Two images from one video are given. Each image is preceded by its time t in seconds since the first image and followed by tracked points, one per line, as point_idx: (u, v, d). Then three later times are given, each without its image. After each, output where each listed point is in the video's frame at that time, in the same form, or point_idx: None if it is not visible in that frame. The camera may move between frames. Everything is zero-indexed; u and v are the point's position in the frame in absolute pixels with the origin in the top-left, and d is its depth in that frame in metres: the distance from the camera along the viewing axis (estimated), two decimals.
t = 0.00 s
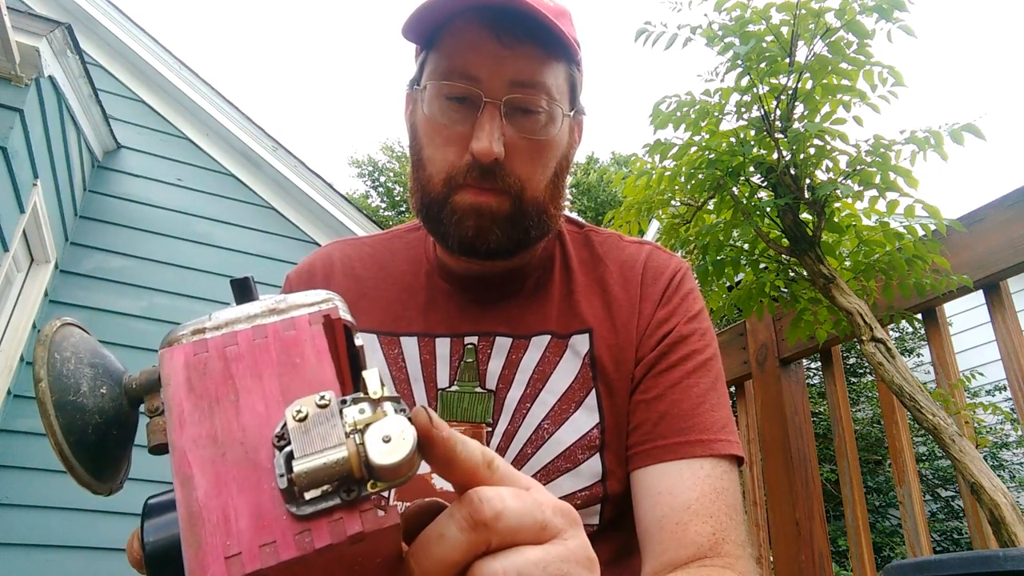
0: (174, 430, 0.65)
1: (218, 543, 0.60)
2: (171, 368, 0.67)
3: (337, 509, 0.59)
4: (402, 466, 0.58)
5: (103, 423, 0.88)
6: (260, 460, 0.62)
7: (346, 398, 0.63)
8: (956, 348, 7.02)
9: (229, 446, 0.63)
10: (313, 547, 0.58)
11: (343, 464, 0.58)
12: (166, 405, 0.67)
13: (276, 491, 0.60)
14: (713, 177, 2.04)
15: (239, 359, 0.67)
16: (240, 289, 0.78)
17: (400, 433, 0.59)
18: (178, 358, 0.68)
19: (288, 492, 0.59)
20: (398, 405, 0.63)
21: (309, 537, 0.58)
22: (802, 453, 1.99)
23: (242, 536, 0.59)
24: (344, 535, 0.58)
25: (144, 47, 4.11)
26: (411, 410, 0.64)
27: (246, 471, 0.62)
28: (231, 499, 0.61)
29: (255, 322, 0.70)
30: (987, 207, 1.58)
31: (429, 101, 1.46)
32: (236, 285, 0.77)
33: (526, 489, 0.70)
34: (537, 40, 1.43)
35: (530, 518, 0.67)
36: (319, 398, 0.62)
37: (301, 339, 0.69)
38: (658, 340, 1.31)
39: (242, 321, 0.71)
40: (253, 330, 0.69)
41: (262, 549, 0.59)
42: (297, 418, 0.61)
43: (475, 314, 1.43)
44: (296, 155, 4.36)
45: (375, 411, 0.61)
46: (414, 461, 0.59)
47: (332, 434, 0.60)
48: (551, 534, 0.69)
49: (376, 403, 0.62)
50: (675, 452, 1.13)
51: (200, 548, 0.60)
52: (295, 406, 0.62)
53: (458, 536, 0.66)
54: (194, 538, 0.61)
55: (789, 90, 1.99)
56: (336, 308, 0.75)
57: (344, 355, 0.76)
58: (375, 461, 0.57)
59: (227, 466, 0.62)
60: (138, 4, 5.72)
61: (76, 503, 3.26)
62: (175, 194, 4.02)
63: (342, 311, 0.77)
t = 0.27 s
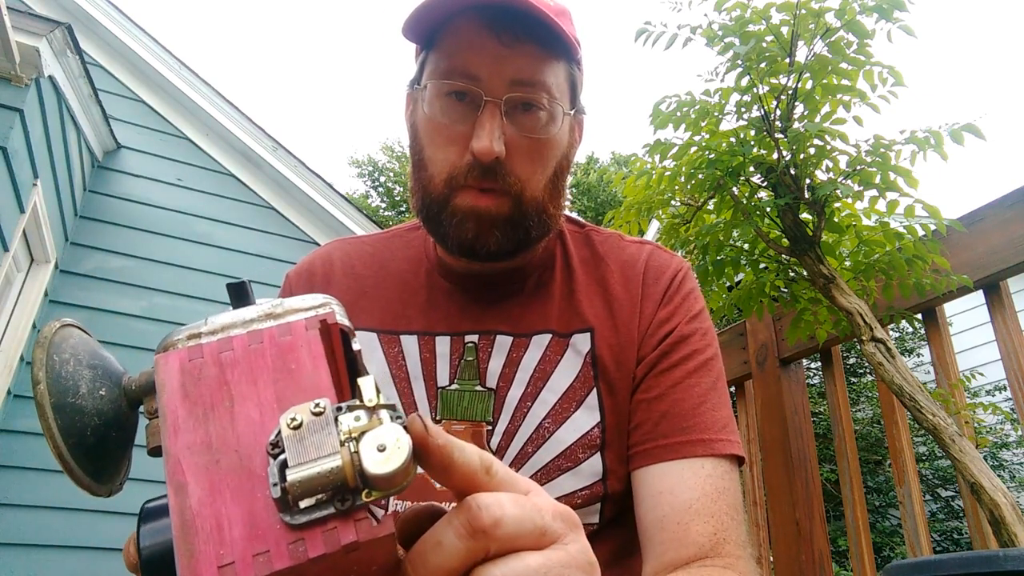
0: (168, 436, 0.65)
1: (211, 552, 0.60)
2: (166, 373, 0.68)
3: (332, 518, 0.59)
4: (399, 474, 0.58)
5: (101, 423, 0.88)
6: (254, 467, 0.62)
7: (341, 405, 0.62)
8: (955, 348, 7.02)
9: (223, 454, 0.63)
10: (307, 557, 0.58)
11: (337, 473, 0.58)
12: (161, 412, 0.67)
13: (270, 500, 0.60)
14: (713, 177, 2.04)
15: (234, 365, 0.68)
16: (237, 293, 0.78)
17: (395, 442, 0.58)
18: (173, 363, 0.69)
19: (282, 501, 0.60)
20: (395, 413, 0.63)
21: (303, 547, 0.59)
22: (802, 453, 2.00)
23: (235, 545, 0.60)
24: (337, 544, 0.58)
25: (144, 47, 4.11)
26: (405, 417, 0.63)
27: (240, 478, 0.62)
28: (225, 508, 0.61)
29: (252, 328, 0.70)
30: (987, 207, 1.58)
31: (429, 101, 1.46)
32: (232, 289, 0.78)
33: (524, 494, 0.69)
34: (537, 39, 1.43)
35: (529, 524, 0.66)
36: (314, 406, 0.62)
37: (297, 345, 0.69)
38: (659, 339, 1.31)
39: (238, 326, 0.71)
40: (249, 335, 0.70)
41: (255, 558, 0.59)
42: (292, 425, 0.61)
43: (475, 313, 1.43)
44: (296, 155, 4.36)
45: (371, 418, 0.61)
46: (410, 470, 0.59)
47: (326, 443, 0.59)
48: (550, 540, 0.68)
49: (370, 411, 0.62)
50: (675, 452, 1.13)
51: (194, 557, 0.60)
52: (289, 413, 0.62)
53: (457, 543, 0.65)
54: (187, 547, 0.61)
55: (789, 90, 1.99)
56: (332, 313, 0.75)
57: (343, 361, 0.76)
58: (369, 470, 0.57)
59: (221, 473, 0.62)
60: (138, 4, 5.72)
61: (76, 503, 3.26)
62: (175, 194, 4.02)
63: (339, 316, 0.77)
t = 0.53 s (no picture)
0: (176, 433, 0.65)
1: (213, 551, 0.60)
2: (176, 371, 0.68)
3: (335, 521, 0.59)
4: (432, 484, 0.58)
5: (111, 418, 0.88)
6: (260, 468, 0.62)
7: (348, 407, 0.62)
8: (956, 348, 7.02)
9: (229, 452, 0.63)
10: (308, 559, 0.58)
11: (342, 477, 0.57)
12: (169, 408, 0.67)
13: (275, 499, 0.60)
14: (713, 177, 2.04)
15: (244, 364, 0.68)
16: (249, 294, 0.78)
17: (401, 447, 0.58)
18: (182, 361, 0.68)
19: (285, 502, 0.59)
20: (399, 417, 0.61)
21: (305, 549, 0.58)
22: (802, 453, 2.00)
23: (238, 544, 0.60)
24: (340, 547, 0.58)
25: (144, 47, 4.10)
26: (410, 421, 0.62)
27: (246, 477, 0.62)
28: (229, 506, 0.61)
29: (263, 328, 0.70)
30: (987, 207, 1.58)
31: (424, 102, 1.46)
32: (245, 289, 0.77)
33: (553, 505, 0.70)
34: (530, 38, 1.43)
35: (559, 542, 0.68)
36: (321, 408, 0.61)
37: (306, 346, 0.69)
38: (658, 339, 1.31)
39: (250, 326, 0.71)
40: (259, 335, 0.70)
41: (257, 558, 0.59)
42: (299, 429, 0.60)
43: (473, 311, 1.43)
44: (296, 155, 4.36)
45: (378, 423, 0.60)
46: (439, 474, 0.60)
47: (332, 446, 0.59)
48: (580, 555, 0.69)
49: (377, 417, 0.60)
50: (675, 452, 1.13)
51: (196, 555, 0.60)
52: (296, 414, 0.62)
53: (480, 561, 0.66)
54: (189, 544, 0.61)
55: (789, 90, 1.99)
56: (342, 314, 0.75)
57: (351, 362, 0.77)
58: (374, 474, 0.56)
59: (227, 471, 0.62)
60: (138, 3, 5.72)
61: (77, 503, 3.26)
62: (175, 194, 4.02)
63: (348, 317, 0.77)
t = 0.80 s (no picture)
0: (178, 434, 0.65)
1: (213, 552, 0.60)
2: (178, 372, 0.68)
3: (335, 525, 0.59)
4: (438, 424, 0.63)
5: (114, 418, 0.88)
6: (260, 470, 0.62)
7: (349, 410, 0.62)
8: (956, 348, 7.02)
9: (230, 455, 0.63)
10: (308, 562, 0.58)
11: (343, 481, 0.58)
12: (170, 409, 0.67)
13: (274, 503, 0.60)
14: (713, 177, 2.04)
15: (245, 366, 0.67)
16: (253, 295, 0.78)
17: (402, 451, 0.58)
18: (185, 361, 0.68)
19: (285, 504, 0.59)
20: (401, 419, 0.62)
21: (304, 552, 0.58)
22: (803, 453, 2.00)
23: (237, 547, 0.60)
24: (339, 551, 0.58)
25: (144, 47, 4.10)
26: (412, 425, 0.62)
27: (246, 480, 0.62)
28: (229, 509, 0.61)
29: (266, 329, 0.70)
30: (987, 207, 1.57)
31: (418, 101, 1.46)
32: (249, 290, 0.77)
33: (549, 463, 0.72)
34: (524, 35, 1.43)
35: (555, 494, 0.69)
36: (322, 411, 0.61)
37: (308, 348, 0.69)
38: (657, 339, 1.31)
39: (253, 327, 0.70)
40: (261, 336, 0.69)
41: (256, 561, 0.59)
42: (298, 429, 0.60)
43: (470, 312, 1.43)
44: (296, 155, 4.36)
45: (380, 426, 0.60)
46: (444, 421, 0.64)
47: (333, 449, 0.59)
48: (574, 509, 0.71)
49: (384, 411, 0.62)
50: (676, 453, 1.13)
51: (195, 556, 0.60)
52: (298, 416, 0.62)
53: (481, 504, 0.66)
54: (189, 546, 0.61)
55: (789, 90, 1.99)
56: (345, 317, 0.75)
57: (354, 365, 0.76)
58: (374, 478, 0.57)
59: (228, 473, 0.62)
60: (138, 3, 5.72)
61: (77, 503, 3.26)
62: (175, 194, 4.02)
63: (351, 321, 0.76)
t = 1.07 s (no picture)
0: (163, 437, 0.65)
1: (199, 556, 0.60)
2: (164, 374, 0.68)
3: (321, 526, 0.59)
4: (415, 403, 0.64)
5: (108, 420, 0.88)
6: (246, 473, 0.62)
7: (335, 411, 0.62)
8: (956, 348, 7.02)
9: (215, 457, 0.63)
10: (294, 565, 0.58)
11: (328, 482, 0.58)
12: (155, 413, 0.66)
13: (260, 506, 0.60)
14: (713, 177, 2.05)
15: (231, 367, 0.67)
16: (240, 296, 0.78)
17: (386, 452, 0.59)
18: (171, 364, 0.68)
19: (271, 507, 0.59)
20: (388, 422, 0.62)
21: (291, 555, 0.58)
22: (803, 453, 2.00)
23: (223, 550, 0.60)
24: (326, 553, 0.58)
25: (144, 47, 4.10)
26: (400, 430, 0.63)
27: (231, 482, 0.62)
28: (215, 512, 0.61)
29: (252, 330, 0.70)
30: (987, 207, 1.58)
31: (416, 101, 1.46)
32: (235, 291, 0.78)
33: (519, 455, 0.72)
34: (522, 35, 1.43)
35: (523, 480, 0.69)
36: (308, 412, 0.62)
37: (295, 349, 0.69)
38: (657, 340, 1.31)
39: (239, 327, 0.70)
40: (247, 337, 0.69)
41: (242, 564, 0.59)
42: (282, 429, 0.61)
43: (469, 313, 1.43)
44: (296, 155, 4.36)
45: (366, 427, 0.61)
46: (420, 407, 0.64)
47: (318, 450, 0.59)
48: (542, 496, 0.71)
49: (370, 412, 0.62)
50: (675, 454, 1.13)
51: (181, 560, 0.60)
52: (283, 418, 0.62)
53: (451, 493, 0.67)
54: (174, 550, 0.61)
55: (789, 90, 1.99)
56: (332, 316, 0.74)
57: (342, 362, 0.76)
58: (360, 480, 0.57)
59: (213, 476, 0.63)
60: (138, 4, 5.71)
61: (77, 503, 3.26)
62: (175, 194, 4.02)
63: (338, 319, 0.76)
